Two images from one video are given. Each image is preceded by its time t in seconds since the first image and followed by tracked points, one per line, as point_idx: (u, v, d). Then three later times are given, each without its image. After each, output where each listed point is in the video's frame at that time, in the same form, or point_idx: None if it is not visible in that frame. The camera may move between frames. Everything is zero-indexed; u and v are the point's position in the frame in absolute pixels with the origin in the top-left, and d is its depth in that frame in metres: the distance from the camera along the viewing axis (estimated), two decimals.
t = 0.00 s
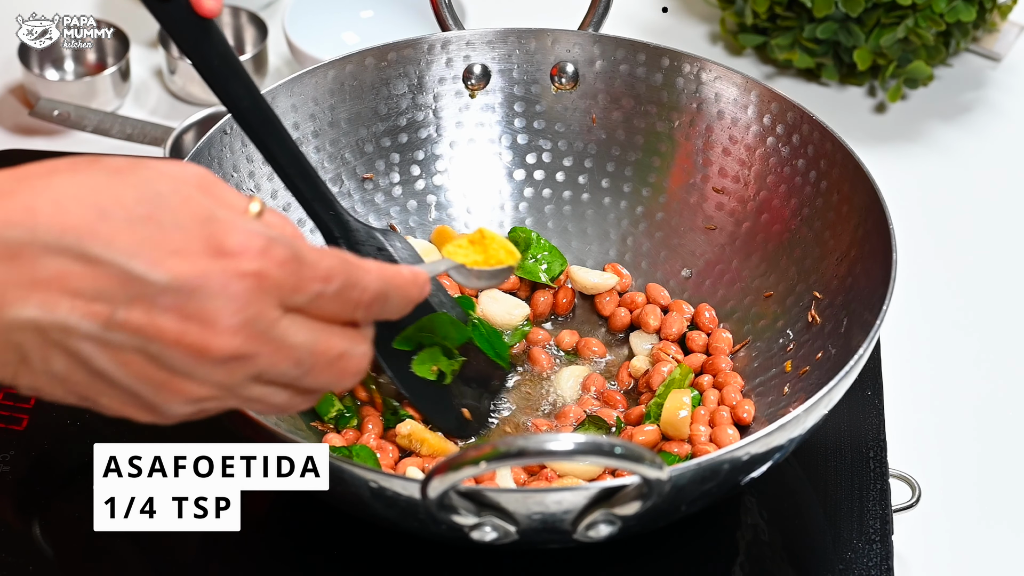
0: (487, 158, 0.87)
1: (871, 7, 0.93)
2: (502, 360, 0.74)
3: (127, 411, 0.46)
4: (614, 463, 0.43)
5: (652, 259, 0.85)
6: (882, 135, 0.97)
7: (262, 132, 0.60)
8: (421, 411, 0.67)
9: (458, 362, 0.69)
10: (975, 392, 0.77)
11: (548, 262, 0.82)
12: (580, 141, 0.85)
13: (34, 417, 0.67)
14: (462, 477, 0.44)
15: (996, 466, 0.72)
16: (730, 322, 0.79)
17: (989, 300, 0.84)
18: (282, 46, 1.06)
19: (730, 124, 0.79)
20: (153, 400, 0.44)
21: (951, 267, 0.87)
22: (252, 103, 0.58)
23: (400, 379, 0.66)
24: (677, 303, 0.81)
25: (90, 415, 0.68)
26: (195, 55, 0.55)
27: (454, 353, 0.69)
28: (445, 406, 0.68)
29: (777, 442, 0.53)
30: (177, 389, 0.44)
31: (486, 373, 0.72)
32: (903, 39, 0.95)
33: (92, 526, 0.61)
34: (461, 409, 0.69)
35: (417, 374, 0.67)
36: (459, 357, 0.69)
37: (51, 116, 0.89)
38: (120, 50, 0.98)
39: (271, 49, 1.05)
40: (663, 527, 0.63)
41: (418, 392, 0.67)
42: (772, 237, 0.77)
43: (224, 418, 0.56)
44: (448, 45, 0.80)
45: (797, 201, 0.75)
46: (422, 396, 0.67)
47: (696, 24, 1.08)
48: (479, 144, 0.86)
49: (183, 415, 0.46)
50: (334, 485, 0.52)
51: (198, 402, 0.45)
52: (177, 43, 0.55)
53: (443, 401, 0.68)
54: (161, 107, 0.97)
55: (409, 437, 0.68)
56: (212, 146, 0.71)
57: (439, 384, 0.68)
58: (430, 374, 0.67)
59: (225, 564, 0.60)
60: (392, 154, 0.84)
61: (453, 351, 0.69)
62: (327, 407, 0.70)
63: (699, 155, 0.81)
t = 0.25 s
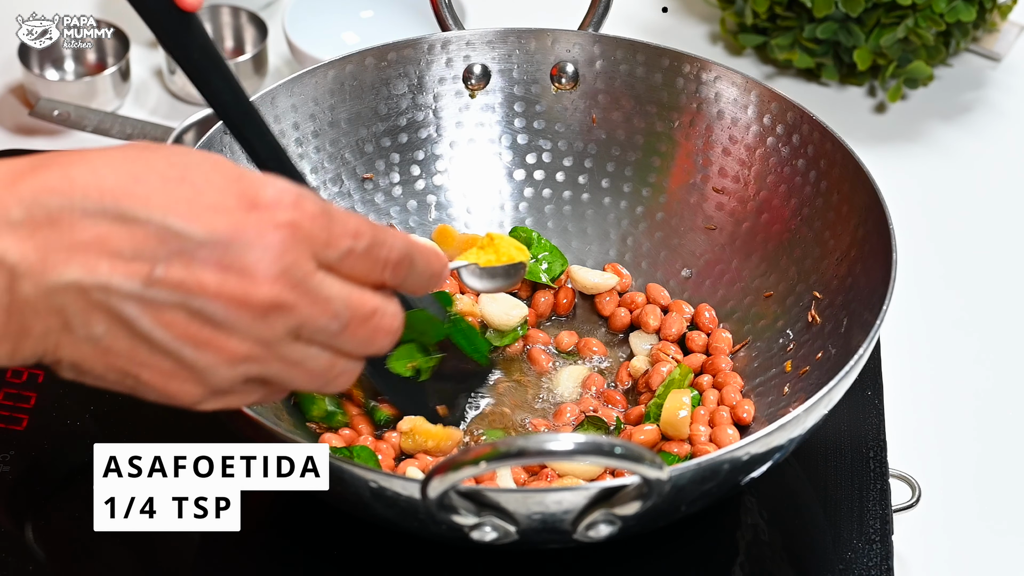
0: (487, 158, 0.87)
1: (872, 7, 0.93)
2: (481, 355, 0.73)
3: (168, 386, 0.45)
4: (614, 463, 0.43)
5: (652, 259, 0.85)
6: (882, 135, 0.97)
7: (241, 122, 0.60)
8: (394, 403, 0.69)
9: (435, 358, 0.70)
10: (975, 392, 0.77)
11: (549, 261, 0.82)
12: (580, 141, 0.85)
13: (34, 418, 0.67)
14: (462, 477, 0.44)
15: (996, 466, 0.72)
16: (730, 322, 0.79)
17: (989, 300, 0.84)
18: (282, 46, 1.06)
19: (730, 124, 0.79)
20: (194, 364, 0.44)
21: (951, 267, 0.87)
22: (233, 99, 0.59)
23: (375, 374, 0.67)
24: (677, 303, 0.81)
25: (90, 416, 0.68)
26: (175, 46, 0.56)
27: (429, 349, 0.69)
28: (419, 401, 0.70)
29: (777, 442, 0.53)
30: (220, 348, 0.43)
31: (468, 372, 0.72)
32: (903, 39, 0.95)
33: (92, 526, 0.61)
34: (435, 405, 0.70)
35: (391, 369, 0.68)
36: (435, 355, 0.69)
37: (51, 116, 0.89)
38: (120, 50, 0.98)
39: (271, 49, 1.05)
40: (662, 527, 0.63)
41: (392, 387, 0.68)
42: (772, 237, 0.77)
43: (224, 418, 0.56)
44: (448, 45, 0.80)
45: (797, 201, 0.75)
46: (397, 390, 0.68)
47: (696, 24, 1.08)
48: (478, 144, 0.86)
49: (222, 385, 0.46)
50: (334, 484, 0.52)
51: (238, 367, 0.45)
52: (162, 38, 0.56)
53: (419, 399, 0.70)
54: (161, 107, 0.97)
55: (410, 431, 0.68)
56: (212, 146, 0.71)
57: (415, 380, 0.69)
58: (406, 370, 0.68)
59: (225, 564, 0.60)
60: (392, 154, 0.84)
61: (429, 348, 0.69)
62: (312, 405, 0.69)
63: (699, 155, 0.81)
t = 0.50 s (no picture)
0: (487, 158, 0.87)
1: (872, 7, 0.93)
2: (475, 357, 0.76)
3: (232, 315, 0.43)
4: (614, 463, 0.43)
5: (652, 259, 0.85)
6: (882, 135, 0.97)
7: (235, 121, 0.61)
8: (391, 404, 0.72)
9: (431, 361, 0.74)
10: (975, 392, 0.77)
11: (549, 261, 0.82)
12: (580, 141, 0.85)
13: (34, 418, 0.67)
14: (462, 477, 0.44)
15: (997, 466, 0.72)
16: (730, 322, 0.79)
17: (989, 300, 0.84)
18: (282, 46, 1.06)
19: (730, 124, 0.79)
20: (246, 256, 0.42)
21: (951, 267, 0.87)
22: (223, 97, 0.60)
23: (373, 377, 0.72)
24: (677, 303, 0.81)
25: (90, 416, 0.68)
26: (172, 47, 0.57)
27: (426, 352, 0.74)
28: (415, 401, 0.73)
29: (777, 442, 0.53)
30: (258, 233, 0.42)
31: (463, 374, 0.76)
32: (903, 39, 0.95)
33: (92, 526, 0.61)
34: (432, 406, 0.73)
35: (390, 372, 0.73)
36: (430, 356, 0.74)
37: (52, 116, 0.90)
38: (120, 50, 0.98)
39: (271, 49, 1.05)
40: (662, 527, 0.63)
41: (385, 385, 0.72)
42: (772, 237, 0.77)
43: (223, 418, 0.56)
44: (448, 45, 0.80)
45: (797, 201, 0.75)
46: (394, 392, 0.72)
47: (696, 24, 1.08)
48: (478, 144, 0.86)
49: (271, 286, 0.43)
50: (334, 485, 0.52)
51: (286, 256, 0.43)
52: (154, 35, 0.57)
53: (417, 401, 0.73)
54: (160, 107, 0.97)
55: (410, 430, 0.69)
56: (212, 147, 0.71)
57: (411, 381, 0.73)
58: (401, 372, 0.73)
59: (225, 564, 0.60)
60: (392, 154, 0.84)
61: (425, 349, 0.74)
62: (307, 402, 0.69)
63: (699, 155, 0.81)
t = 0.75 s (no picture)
0: (487, 158, 0.87)
1: (871, 7, 0.93)
2: (476, 358, 0.75)
3: (216, 212, 0.51)
4: (614, 463, 0.43)
5: (652, 259, 0.85)
6: (882, 135, 0.97)
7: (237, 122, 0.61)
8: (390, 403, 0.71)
9: (432, 363, 0.71)
10: (975, 392, 0.77)
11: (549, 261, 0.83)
12: (580, 141, 0.85)
13: (34, 418, 0.67)
14: (462, 477, 0.44)
15: (997, 466, 0.72)
16: (730, 322, 0.79)
17: (989, 300, 0.84)
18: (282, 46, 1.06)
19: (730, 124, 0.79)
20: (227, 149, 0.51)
21: (951, 267, 0.87)
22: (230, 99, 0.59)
23: (372, 374, 0.70)
24: (677, 303, 0.81)
25: (90, 415, 0.68)
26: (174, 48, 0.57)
27: (428, 353, 0.71)
28: (415, 403, 0.71)
29: (777, 442, 0.53)
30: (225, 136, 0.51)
31: (463, 373, 0.73)
32: (903, 39, 0.95)
33: (92, 527, 0.61)
34: (434, 409, 0.72)
35: (391, 374, 0.70)
36: (433, 358, 0.71)
37: (51, 116, 0.88)
38: (120, 50, 0.98)
39: (271, 49, 1.05)
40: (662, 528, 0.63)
41: (388, 386, 0.71)
42: (772, 237, 0.77)
43: (223, 418, 0.56)
44: (448, 45, 0.80)
45: (797, 201, 0.75)
46: (394, 390, 0.71)
47: (696, 24, 1.08)
48: (478, 144, 0.86)
49: (252, 173, 0.52)
50: (334, 485, 0.52)
51: (262, 150, 0.52)
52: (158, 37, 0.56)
53: (419, 401, 0.72)
54: (160, 106, 0.97)
55: (410, 430, 0.69)
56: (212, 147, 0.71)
57: (414, 384, 0.71)
58: (404, 374, 0.70)
59: (225, 564, 0.60)
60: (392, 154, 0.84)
61: (428, 351, 0.70)
62: (308, 401, 0.70)
63: (699, 155, 0.81)
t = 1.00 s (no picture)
0: (487, 158, 0.87)
1: (871, 7, 0.93)
2: (478, 360, 0.75)
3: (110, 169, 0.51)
4: (614, 463, 0.43)
5: (652, 259, 0.85)
6: (882, 135, 0.97)
7: (240, 120, 0.61)
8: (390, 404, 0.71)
9: (433, 364, 0.71)
10: (976, 392, 0.77)
11: (549, 261, 0.83)
12: (580, 141, 0.85)
13: (34, 418, 0.67)
14: (462, 477, 0.44)
15: (997, 466, 0.72)
16: (730, 322, 0.79)
17: (989, 300, 0.84)
18: (282, 46, 1.06)
19: (730, 124, 0.79)
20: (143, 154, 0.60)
21: (952, 267, 0.87)
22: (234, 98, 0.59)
23: (372, 374, 0.70)
24: (677, 303, 0.81)
25: (90, 415, 0.68)
26: (177, 48, 0.57)
27: (428, 354, 0.71)
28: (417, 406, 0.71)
29: (777, 442, 0.53)
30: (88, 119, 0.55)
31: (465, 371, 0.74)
32: (903, 39, 0.95)
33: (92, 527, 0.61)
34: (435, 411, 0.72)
35: (391, 374, 0.69)
36: (434, 359, 0.71)
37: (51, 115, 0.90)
38: (120, 50, 0.98)
39: (271, 49, 1.05)
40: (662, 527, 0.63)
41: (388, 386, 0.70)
42: (772, 237, 0.77)
43: (222, 417, 0.56)
44: (448, 45, 0.80)
45: (797, 201, 0.75)
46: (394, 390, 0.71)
47: (696, 24, 1.08)
48: (478, 144, 0.86)
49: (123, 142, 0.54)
50: (334, 485, 0.52)
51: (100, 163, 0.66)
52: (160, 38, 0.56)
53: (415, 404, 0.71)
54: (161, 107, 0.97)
55: (410, 430, 0.69)
56: (213, 148, 0.71)
57: (414, 385, 0.71)
58: (405, 375, 0.69)
59: (224, 564, 0.60)
60: (392, 154, 0.84)
61: (428, 352, 0.70)
62: (308, 402, 0.69)
63: (699, 155, 0.81)
